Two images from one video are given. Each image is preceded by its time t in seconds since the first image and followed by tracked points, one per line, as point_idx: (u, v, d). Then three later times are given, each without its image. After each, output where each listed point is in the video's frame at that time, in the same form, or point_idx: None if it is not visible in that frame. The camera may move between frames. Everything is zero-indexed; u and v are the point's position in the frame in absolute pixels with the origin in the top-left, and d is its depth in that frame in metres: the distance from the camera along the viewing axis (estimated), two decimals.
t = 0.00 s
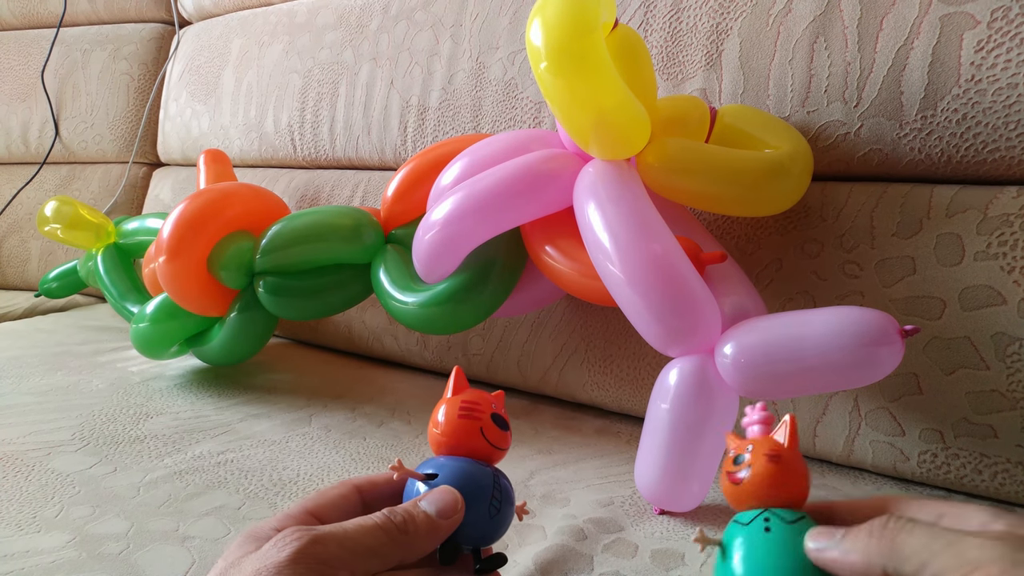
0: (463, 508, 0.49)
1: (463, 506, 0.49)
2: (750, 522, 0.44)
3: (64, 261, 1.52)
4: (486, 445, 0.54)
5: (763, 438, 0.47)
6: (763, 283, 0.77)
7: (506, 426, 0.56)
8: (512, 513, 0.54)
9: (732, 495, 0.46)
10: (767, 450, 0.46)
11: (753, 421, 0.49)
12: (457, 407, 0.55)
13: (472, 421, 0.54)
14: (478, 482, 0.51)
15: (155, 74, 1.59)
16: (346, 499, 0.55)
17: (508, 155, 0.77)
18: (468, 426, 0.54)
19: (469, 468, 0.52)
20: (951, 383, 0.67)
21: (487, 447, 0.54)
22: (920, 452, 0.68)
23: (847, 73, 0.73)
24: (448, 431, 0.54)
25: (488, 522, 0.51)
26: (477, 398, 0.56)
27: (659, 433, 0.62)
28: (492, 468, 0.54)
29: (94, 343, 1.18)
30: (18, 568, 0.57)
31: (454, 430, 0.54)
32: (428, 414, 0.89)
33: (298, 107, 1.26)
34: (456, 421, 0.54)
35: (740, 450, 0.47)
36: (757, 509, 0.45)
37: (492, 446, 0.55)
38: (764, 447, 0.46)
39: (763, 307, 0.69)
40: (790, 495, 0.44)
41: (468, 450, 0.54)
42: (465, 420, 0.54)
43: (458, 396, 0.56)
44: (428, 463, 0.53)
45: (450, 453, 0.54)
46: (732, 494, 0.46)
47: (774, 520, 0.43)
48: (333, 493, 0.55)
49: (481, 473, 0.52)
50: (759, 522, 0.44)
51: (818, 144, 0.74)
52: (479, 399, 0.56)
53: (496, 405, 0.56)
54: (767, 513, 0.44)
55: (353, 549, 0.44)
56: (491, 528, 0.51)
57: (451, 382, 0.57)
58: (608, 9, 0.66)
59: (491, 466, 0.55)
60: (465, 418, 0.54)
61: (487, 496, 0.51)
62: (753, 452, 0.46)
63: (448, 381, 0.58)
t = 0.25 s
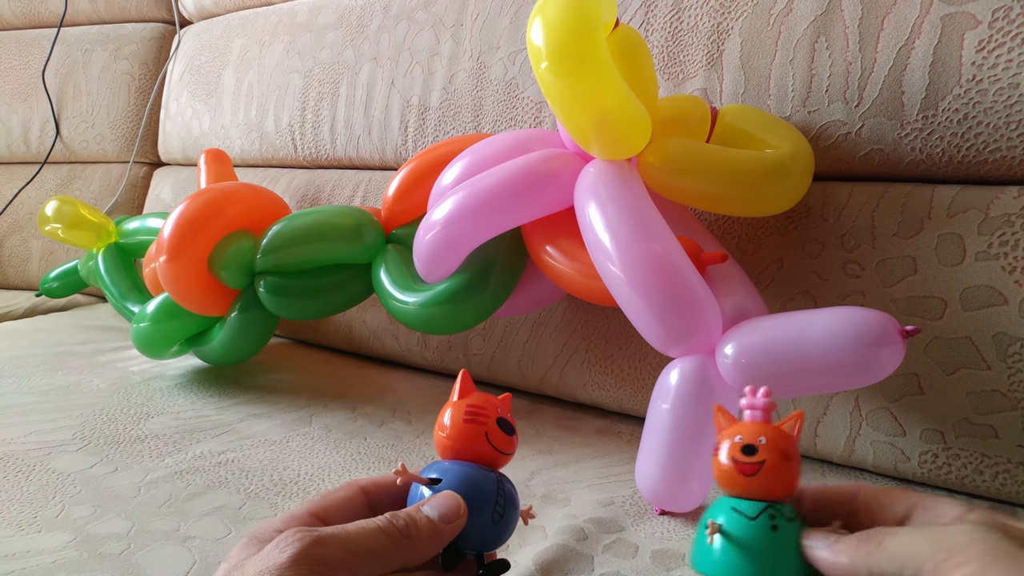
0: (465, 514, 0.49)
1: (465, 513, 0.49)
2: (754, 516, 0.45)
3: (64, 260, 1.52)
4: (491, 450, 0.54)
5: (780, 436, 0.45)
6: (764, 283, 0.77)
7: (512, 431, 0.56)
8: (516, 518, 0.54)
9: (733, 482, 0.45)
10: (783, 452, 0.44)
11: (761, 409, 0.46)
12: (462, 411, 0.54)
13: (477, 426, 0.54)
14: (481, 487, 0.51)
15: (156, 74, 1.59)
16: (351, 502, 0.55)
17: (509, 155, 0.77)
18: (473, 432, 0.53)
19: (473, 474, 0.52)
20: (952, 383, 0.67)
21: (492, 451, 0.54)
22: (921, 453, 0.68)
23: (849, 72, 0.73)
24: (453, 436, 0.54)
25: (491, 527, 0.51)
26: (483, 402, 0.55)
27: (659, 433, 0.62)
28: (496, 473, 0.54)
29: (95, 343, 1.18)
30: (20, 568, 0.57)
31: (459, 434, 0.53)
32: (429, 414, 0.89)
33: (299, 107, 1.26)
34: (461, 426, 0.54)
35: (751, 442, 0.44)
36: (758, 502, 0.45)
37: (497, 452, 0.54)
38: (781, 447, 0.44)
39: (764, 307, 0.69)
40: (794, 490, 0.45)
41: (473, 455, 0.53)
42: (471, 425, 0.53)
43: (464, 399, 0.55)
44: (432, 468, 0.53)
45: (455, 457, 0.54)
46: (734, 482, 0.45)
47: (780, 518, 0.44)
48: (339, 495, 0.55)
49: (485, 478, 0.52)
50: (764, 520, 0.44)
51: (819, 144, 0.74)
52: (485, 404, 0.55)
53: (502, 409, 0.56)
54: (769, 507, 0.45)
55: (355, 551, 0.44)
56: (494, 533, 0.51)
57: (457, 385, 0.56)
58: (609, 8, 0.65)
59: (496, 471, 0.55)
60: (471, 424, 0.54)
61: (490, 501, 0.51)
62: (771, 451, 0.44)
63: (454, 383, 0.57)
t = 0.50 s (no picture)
0: (467, 520, 0.49)
1: (467, 519, 0.49)
2: (724, 497, 0.44)
3: (65, 260, 1.52)
4: (494, 454, 0.53)
5: (748, 415, 0.44)
6: (765, 283, 0.77)
7: (517, 434, 0.55)
8: (518, 523, 0.53)
9: (702, 469, 0.44)
10: (749, 432, 0.44)
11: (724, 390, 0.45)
12: (466, 414, 0.54)
13: (480, 430, 0.53)
14: (484, 490, 0.51)
15: (157, 74, 1.59)
16: (355, 504, 0.55)
17: (510, 155, 0.77)
18: (476, 435, 0.53)
19: (475, 478, 0.52)
20: (954, 384, 0.67)
21: (495, 455, 0.54)
22: (922, 453, 0.68)
23: (850, 73, 0.73)
24: (456, 439, 0.53)
25: (492, 531, 0.51)
26: (487, 404, 0.54)
27: (660, 433, 0.62)
28: (499, 476, 0.54)
29: (96, 342, 1.18)
30: (21, 568, 0.57)
31: (461, 438, 0.53)
32: (429, 414, 0.89)
33: (300, 107, 1.26)
34: (464, 430, 0.53)
35: (718, 424, 0.44)
36: (726, 482, 0.44)
37: (500, 455, 0.54)
38: (747, 429, 0.44)
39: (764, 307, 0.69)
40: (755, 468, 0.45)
41: (476, 459, 0.53)
42: (474, 428, 0.53)
43: (469, 402, 0.55)
44: (435, 471, 0.53)
45: (458, 460, 0.54)
46: (704, 463, 0.44)
47: (751, 497, 0.44)
48: (344, 498, 0.55)
49: (488, 483, 0.52)
50: (736, 501, 0.43)
51: (820, 144, 0.74)
52: (489, 406, 0.54)
53: (507, 413, 0.55)
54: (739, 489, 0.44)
55: (356, 554, 0.44)
56: (495, 537, 0.51)
57: (461, 387, 0.55)
58: (610, 8, 0.66)
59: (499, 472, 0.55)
60: (473, 428, 0.53)
61: (493, 504, 0.51)
62: (739, 433, 0.43)
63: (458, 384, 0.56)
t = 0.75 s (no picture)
0: (469, 523, 0.49)
1: (469, 522, 0.49)
2: (735, 480, 0.47)
3: (66, 262, 1.53)
4: (496, 456, 0.53)
5: (757, 398, 0.48)
6: (765, 282, 0.77)
7: (519, 436, 0.55)
8: (520, 525, 0.53)
9: (717, 449, 0.47)
10: (761, 415, 0.47)
11: (736, 372, 0.48)
12: (468, 416, 0.54)
13: (482, 432, 0.53)
14: (485, 492, 0.51)
15: (157, 75, 1.59)
16: (358, 505, 0.55)
17: (510, 155, 0.77)
18: (478, 437, 0.53)
19: (476, 481, 0.52)
20: (954, 382, 0.67)
21: (497, 457, 0.53)
22: (922, 452, 0.68)
23: (849, 71, 0.73)
24: (457, 440, 0.53)
25: (494, 534, 0.51)
26: (489, 406, 0.54)
27: (660, 433, 0.62)
28: (502, 478, 0.54)
29: (96, 344, 1.18)
30: (22, 570, 0.57)
31: (463, 440, 0.53)
32: (429, 415, 0.89)
33: (300, 108, 1.26)
34: (466, 432, 0.53)
35: (734, 409, 0.47)
36: (735, 463, 0.48)
37: (502, 457, 0.54)
38: (759, 411, 0.47)
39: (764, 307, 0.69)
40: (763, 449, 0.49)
41: (478, 460, 0.53)
42: (476, 430, 0.53)
43: (471, 403, 0.55)
44: (437, 473, 0.53)
45: (460, 462, 0.54)
46: (717, 446, 0.47)
47: (756, 477, 0.48)
48: (347, 500, 0.55)
49: (490, 485, 0.52)
50: (746, 484, 0.47)
51: (819, 143, 0.74)
52: (492, 408, 0.54)
53: (509, 414, 0.55)
54: (748, 470, 0.48)
55: (357, 556, 0.44)
56: (497, 540, 0.51)
57: (463, 389, 0.55)
58: (609, 8, 0.66)
59: (502, 473, 0.55)
60: (476, 429, 0.53)
61: (494, 506, 0.51)
62: (752, 415, 0.47)
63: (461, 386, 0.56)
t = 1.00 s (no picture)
0: (464, 529, 0.49)
1: (464, 528, 0.49)
2: (731, 447, 0.45)
3: (65, 269, 1.53)
4: (492, 460, 0.53)
5: (750, 360, 0.45)
6: (762, 284, 0.77)
7: (515, 440, 0.55)
8: (518, 528, 0.53)
9: (710, 416, 0.45)
10: (754, 377, 0.45)
11: (726, 335, 0.46)
12: (462, 421, 0.53)
13: (476, 438, 0.53)
14: (480, 498, 0.51)
15: (156, 81, 1.60)
16: (359, 510, 0.55)
17: (507, 159, 0.78)
18: (473, 442, 0.53)
19: (473, 487, 0.52)
20: (951, 384, 0.67)
21: (492, 462, 0.53)
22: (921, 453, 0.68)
23: (844, 74, 0.73)
24: (453, 445, 0.53)
25: (490, 539, 0.51)
26: (484, 411, 0.54)
27: (659, 436, 0.62)
28: (498, 482, 0.53)
29: (96, 351, 1.18)
30: None
31: (459, 445, 0.53)
32: (429, 419, 0.89)
33: (298, 113, 1.27)
34: (461, 437, 0.53)
35: (723, 372, 0.45)
36: (732, 430, 0.45)
37: (497, 461, 0.53)
38: (752, 373, 0.45)
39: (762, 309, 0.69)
40: (763, 415, 0.46)
41: (473, 465, 0.53)
42: (470, 435, 0.53)
43: (466, 408, 0.54)
44: (433, 479, 0.53)
45: (456, 467, 0.54)
46: (709, 412, 0.45)
47: (754, 443, 0.45)
48: (347, 504, 0.55)
49: (484, 491, 0.52)
50: (742, 449, 0.45)
51: (816, 145, 0.74)
52: (486, 413, 0.54)
53: (505, 418, 0.54)
54: (746, 437, 0.45)
55: (353, 560, 0.44)
56: (493, 545, 0.51)
57: (457, 394, 0.55)
58: (605, 12, 0.66)
59: (498, 476, 0.55)
60: (470, 435, 0.53)
61: (489, 511, 0.51)
62: (744, 377, 0.45)
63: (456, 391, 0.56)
